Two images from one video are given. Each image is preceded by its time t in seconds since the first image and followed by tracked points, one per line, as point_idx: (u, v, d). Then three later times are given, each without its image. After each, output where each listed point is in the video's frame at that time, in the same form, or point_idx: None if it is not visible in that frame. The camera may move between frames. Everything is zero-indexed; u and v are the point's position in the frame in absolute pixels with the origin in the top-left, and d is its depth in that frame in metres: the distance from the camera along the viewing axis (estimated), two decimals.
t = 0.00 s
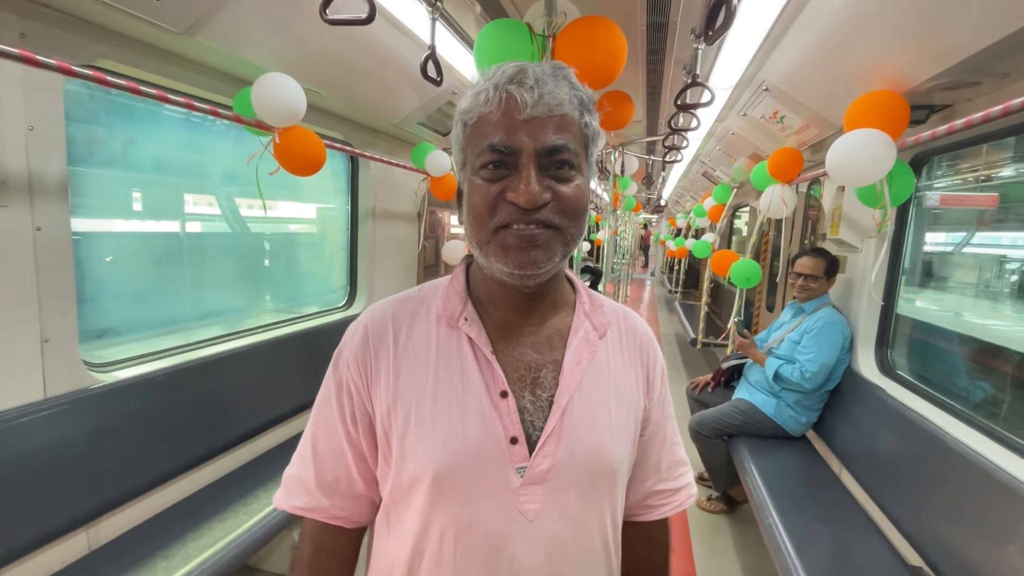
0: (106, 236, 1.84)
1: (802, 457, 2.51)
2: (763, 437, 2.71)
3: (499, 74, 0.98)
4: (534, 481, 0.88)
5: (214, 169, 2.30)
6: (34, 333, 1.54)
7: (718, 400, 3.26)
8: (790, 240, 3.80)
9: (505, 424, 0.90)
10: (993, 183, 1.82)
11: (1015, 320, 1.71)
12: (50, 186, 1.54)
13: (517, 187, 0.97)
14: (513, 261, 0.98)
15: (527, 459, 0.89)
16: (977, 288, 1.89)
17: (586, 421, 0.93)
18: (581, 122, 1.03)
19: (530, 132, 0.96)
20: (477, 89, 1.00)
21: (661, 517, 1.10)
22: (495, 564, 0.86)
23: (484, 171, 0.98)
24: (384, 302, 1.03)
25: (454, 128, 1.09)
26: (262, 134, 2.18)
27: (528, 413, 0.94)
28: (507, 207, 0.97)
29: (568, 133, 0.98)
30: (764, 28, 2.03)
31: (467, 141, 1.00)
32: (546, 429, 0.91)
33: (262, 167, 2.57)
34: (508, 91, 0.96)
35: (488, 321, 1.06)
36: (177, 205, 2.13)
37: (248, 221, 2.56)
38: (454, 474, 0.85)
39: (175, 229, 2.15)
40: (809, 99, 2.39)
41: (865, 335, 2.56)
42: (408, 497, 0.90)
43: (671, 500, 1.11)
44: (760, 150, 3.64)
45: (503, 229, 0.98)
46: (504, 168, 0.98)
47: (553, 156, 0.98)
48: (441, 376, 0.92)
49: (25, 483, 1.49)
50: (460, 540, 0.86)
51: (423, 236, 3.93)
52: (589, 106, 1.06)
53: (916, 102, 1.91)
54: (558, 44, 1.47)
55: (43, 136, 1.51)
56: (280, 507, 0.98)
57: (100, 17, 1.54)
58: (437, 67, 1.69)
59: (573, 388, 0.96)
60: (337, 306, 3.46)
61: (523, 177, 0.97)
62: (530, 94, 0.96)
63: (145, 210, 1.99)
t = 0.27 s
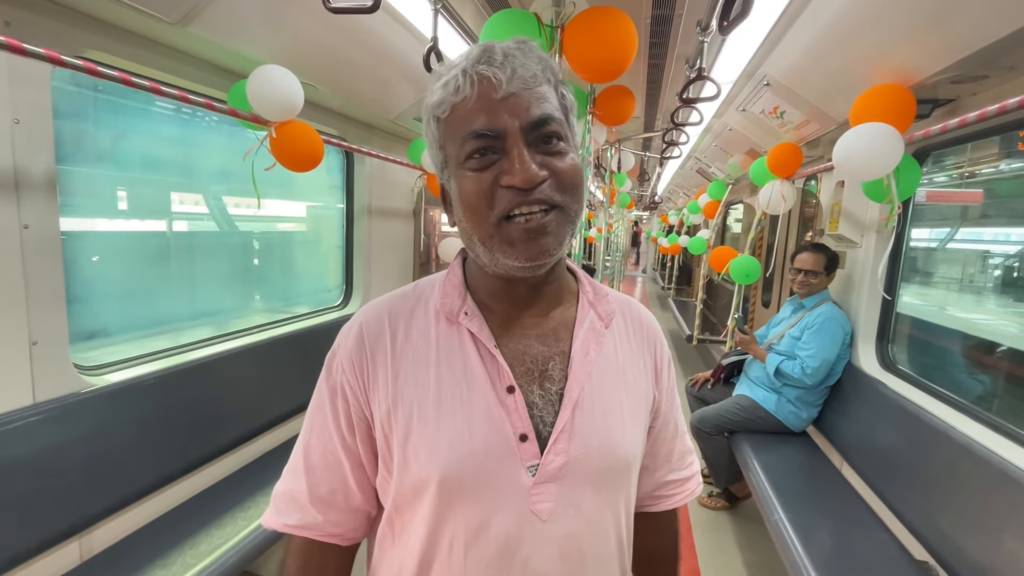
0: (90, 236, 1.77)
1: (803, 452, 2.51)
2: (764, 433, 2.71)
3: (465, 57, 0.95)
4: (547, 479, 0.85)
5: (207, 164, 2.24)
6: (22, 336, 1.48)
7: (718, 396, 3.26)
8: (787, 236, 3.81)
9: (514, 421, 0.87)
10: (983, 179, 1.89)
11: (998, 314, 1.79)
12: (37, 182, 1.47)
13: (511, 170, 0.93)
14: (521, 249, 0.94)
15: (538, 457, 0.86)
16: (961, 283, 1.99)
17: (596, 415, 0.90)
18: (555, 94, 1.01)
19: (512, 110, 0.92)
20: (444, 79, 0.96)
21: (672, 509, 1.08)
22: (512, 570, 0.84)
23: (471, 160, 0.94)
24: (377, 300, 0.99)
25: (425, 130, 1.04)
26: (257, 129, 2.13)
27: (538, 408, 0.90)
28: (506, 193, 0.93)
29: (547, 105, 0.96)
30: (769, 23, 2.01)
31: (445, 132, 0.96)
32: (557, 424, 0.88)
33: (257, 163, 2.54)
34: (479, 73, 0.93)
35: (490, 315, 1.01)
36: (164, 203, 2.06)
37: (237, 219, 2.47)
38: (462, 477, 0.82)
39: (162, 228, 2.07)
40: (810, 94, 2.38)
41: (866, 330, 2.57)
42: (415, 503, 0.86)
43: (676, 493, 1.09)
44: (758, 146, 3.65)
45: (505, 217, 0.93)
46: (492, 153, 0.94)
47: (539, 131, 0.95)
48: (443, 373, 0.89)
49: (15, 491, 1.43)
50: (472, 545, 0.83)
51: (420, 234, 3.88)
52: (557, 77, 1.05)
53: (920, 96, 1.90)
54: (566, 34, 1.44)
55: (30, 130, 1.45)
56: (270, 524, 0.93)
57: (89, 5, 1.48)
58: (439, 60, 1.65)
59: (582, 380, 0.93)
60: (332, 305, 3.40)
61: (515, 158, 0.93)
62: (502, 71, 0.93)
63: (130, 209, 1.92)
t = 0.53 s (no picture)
0: (67, 238, 1.65)
1: (801, 448, 2.54)
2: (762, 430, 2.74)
3: (476, 44, 0.91)
4: (565, 483, 0.81)
5: (198, 162, 2.16)
6: (8, 341, 1.40)
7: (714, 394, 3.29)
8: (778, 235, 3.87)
9: (528, 423, 0.83)
10: (965, 176, 2.00)
11: (969, 309, 1.95)
12: (22, 180, 1.40)
13: (515, 166, 0.90)
14: (523, 249, 0.91)
15: (555, 460, 0.82)
16: (934, 280, 2.16)
17: (613, 414, 0.87)
18: (570, 85, 0.97)
19: (520, 102, 0.89)
20: (453, 66, 0.93)
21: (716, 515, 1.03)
22: None
23: (475, 154, 0.91)
24: (380, 302, 0.95)
25: (432, 117, 1.02)
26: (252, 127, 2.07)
27: (553, 409, 0.87)
28: (508, 190, 0.90)
29: (560, 97, 0.92)
30: (771, 24, 2.03)
31: (451, 123, 0.93)
32: (574, 425, 0.84)
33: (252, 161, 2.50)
34: (488, 61, 0.89)
35: (497, 314, 0.98)
36: (140, 203, 1.91)
37: (216, 219, 2.30)
38: (475, 484, 0.78)
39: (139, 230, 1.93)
40: (807, 94, 2.41)
41: (861, 326, 2.61)
42: (426, 513, 0.82)
43: (720, 494, 1.05)
44: (749, 146, 3.69)
45: (507, 215, 0.90)
46: (496, 146, 0.91)
47: (548, 125, 0.92)
48: (453, 376, 0.85)
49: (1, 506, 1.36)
50: (488, 555, 0.79)
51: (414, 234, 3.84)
52: (575, 67, 1.00)
53: (918, 97, 1.93)
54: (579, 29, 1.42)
55: (15, 124, 1.37)
56: (269, 542, 0.87)
57: None
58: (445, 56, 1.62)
59: (597, 379, 0.90)
60: (325, 307, 3.33)
61: (521, 153, 0.90)
62: (513, 59, 0.89)
63: (103, 210, 1.78)
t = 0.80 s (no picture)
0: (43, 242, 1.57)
1: (789, 445, 2.60)
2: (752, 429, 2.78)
3: (486, 44, 0.89)
4: (563, 495, 0.79)
5: (184, 164, 2.10)
6: None
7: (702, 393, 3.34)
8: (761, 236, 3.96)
9: (527, 437, 0.80)
10: (936, 179, 2.09)
11: (935, 306, 2.09)
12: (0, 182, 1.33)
13: (516, 173, 0.88)
14: (516, 257, 0.89)
15: (553, 472, 0.80)
16: (902, 279, 2.32)
17: (608, 424, 0.86)
18: (576, 95, 0.96)
19: (526, 109, 0.88)
20: (459, 65, 0.90)
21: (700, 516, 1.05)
22: None
23: (475, 156, 0.89)
24: (365, 309, 0.88)
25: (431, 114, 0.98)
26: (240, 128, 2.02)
27: (550, 422, 0.85)
28: (505, 196, 0.88)
29: (567, 107, 0.91)
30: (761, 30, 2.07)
31: (452, 122, 0.90)
32: (571, 437, 0.83)
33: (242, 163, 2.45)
34: (498, 63, 0.87)
35: (490, 322, 0.95)
36: (109, 203, 1.79)
37: (190, 221, 2.17)
38: (474, 501, 0.74)
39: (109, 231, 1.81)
40: (794, 99, 2.46)
41: (846, 326, 2.68)
42: (418, 529, 0.77)
43: (702, 496, 1.06)
44: (734, 149, 3.76)
45: (501, 221, 0.89)
46: (498, 150, 0.89)
47: (553, 134, 0.91)
48: (448, 389, 0.80)
49: None
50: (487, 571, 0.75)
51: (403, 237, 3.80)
52: (582, 78, 0.99)
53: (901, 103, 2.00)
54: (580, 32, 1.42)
55: None
56: (237, 568, 0.82)
57: None
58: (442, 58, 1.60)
59: (591, 389, 0.89)
60: (311, 311, 3.26)
61: (522, 160, 0.88)
62: (523, 65, 0.87)
63: (72, 211, 1.66)
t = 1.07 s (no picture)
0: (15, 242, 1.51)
1: (776, 441, 2.65)
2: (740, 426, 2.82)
3: (453, 36, 0.82)
4: (543, 505, 0.75)
5: (166, 163, 2.05)
6: None
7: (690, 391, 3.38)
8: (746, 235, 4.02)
9: (504, 449, 0.75)
10: (910, 180, 2.15)
11: (910, 303, 2.16)
12: None
13: (486, 175, 0.80)
14: (487, 266, 0.81)
15: (532, 484, 0.76)
16: (878, 276, 2.41)
17: (582, 431, 0.84)
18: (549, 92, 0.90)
19: (498, 107, 0.80)
20: (424, 56, 0.82)
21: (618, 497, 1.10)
22: None
23: (442, 155, 0.80)
24: (323, 321, 0.80)
25: (392, 108, 0.89)
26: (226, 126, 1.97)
27: (527, 432, 0.81)
28: (475, 200, 0.80)
29: (540, 106, 0.84)
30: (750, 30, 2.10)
31: (416, 118, 0.82)
32: (549, 446, 0.79)
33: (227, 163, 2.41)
34: (466, 57, 0.80)
35: (460, 332, 0.90)
36: (82, 202, 1.72)
37: (166, 220, 2.09)
38: (455, 522, 0.69)
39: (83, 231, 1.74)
40: (780, 99, 2.50)
41: (830, 323, 2.74)
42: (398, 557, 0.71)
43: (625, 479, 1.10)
44: (719, 149, 3.81)
45: (470, 228, 0.81)
46: (467, 150, 0.81)
47: (525, 134, 0.83)
48: (419, 407, 0.73)
49: None
50: None
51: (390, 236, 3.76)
52: (553, 73, 0.93)
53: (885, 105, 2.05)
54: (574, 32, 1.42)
55: None
56: None
57: None
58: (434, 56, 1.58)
59: (567, 396, 0.86)
60: (297, 312, 3.20)
61: (493, 161, 0.81)
62: (494, 59, 0.80)
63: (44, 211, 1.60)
